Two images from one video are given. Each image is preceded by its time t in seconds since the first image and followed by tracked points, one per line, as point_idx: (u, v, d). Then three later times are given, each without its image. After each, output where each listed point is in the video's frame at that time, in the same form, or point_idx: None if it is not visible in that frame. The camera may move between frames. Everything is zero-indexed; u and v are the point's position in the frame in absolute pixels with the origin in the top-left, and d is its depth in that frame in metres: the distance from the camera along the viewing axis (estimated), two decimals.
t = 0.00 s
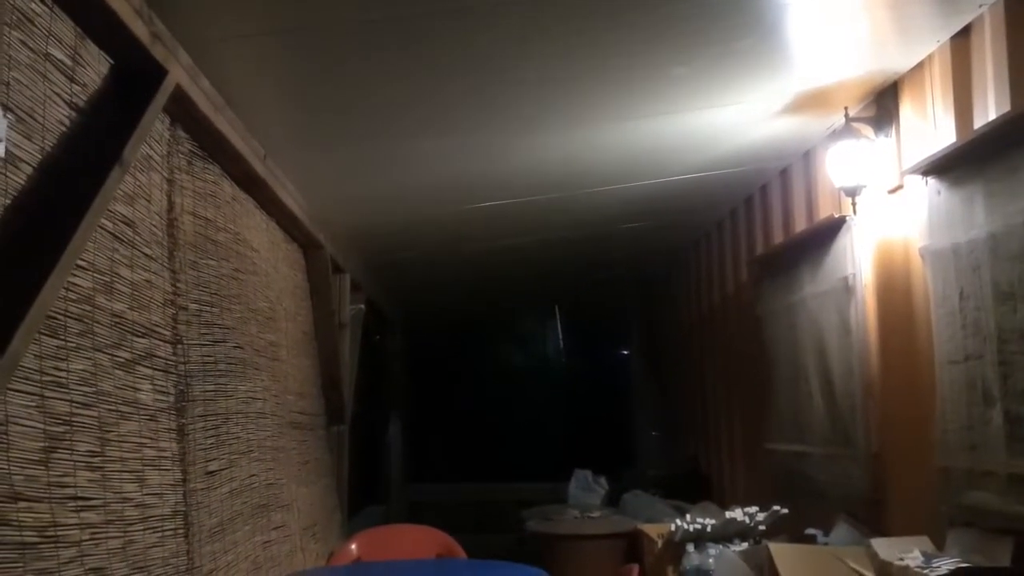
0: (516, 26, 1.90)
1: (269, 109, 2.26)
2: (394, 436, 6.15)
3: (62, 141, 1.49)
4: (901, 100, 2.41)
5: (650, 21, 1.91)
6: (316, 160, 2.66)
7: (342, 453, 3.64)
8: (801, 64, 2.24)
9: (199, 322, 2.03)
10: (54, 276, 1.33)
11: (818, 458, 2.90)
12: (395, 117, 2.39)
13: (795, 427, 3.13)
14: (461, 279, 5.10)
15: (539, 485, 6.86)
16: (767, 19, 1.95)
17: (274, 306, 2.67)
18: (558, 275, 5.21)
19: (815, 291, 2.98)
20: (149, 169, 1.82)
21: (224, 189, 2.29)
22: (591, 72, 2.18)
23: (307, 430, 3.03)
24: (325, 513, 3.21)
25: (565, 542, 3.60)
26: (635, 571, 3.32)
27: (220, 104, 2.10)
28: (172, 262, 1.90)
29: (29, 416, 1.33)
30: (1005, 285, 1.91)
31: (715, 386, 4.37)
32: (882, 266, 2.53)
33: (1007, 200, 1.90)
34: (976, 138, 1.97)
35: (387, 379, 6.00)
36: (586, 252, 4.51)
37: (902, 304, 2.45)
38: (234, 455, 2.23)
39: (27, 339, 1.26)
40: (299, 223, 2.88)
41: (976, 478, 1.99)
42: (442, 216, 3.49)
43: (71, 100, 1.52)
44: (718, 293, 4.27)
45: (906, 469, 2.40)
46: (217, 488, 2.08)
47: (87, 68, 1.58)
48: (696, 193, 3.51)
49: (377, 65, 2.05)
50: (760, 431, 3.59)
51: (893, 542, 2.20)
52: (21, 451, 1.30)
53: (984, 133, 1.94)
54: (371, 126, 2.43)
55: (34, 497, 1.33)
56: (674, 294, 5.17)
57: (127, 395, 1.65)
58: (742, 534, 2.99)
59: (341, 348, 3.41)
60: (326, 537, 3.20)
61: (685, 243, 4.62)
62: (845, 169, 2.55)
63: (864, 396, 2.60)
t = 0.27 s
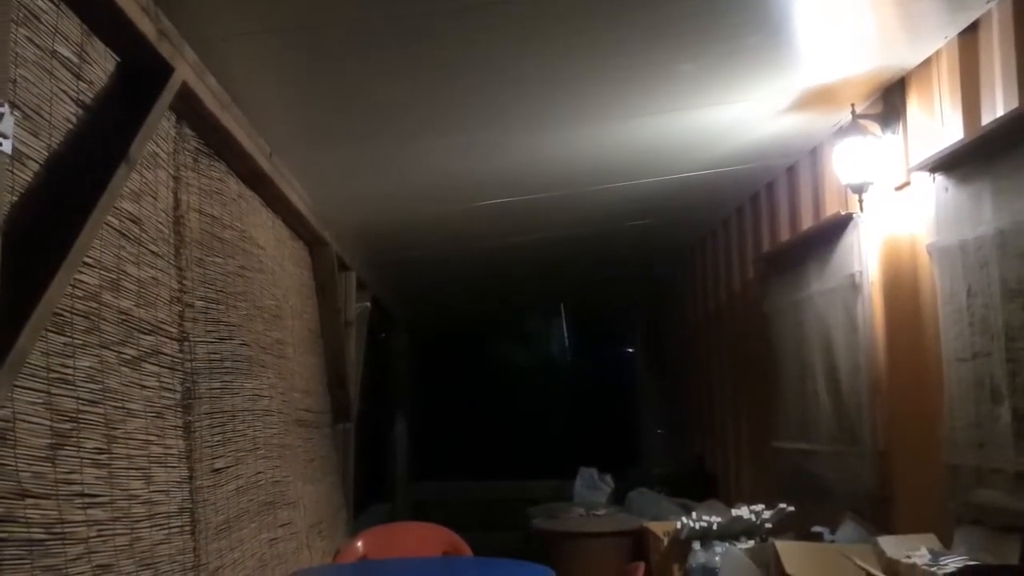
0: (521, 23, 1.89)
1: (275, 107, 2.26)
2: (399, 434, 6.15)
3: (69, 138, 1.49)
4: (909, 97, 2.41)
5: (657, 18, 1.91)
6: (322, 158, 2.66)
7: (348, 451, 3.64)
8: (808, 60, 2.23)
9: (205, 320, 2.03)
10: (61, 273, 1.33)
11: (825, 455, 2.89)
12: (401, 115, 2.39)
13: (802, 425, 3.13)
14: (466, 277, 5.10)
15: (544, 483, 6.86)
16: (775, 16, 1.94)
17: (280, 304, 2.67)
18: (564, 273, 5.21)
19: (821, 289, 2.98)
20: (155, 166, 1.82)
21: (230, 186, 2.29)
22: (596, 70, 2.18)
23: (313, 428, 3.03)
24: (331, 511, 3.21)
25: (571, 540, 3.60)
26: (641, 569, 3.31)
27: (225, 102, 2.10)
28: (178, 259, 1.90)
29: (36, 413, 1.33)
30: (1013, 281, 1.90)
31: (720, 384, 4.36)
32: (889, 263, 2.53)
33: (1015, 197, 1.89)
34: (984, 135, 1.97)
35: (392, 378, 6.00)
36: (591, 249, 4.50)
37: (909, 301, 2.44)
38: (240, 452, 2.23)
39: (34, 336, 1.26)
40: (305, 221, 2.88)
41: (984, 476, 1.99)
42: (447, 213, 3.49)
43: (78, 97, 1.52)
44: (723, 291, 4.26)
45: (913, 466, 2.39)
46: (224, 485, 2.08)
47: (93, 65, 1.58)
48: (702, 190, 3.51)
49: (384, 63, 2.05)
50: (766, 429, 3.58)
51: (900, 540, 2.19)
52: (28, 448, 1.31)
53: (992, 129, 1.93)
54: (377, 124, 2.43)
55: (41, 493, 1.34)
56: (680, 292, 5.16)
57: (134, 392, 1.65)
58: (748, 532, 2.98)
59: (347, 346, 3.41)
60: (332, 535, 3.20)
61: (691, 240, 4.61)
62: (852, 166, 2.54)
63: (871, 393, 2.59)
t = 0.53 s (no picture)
0: (532, 22, 1.89)
1: (286, 106, 2.26)
2: (410, 433, 6.16)
3: (83, 139, 1.50)
4: (922, 95, 2.39)
5: (669, 16, 1.91)
6: (333, 157, 2.67)
7: (359, 449, 3.65)
8: (820, 58, 2.22)
9: (218, 319, 2.04)
10: (76, 272, 1.34)
11: (837, 454, 2.88)
12: (412, 114, 2.39)
13: (814, 424, 3.12)
14: (477, 276, 5.10)
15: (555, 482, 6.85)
16: (787, 13, 1.94)
17: (292, 303, 2.68)
18: (575, 271, 5.21)
19: (834, 287, 2.97)
20: (168, 166, 1.82)
21: (242, 186, 2.30)
22: (607, 68, 2.17)
23: (324, 426, 3.04)
24: (342, 509, 3.22)
25: (582, 538, 3.60)
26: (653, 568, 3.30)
27: (238, 101, 2.10)
28: (191, 258, 1.91)
29: (51, 412, 1.34)
30: None
31: (732, 383, 4.35)
32: (903, 262, 2.51)
33: None
34: (998, 132, 1.96)
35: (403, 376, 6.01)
36: (602, 248, 4.50)
37: (922, 300, 2.43)
38: (253, 451, 2.23)
39: (49, 335, 1.27)
40: (316, 220, 2.89)
41: (998, 476, 1.98)
42: (459, 212, 3.49)
43: (92, 98, 1.53)
44: (735, 289, 4.25)
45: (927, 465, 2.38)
46: (236, 484, 2.09)
47: (107, 65, 1.59)
48: (713, 188, 3.50)
49: (395, 62, 2.05)
50: (778, 428, 3.57)
51: (914, 540, 2.18)
52: (43, 446, 1.31)
53: (1006, 127, 1.92)
54: (389, 122, 2.43)
55: (56, 492, 1.34)
56: (691, 290, 5.15)
57: (148, 391, 1.66)
58: (760, 532, 2.96)
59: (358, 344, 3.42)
60: (344, 533, 3.21)
61: (702, 239, 4.60)
62: (865, 164, 2.53)
63: (884, 392, 2.58)
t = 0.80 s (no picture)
0: (539, 19, 1.89)
1: (295, 106, 2.27)
2: (420, 432, 6.17)
3: (93, 138, 1.50)
4: (932, 92, 2.38)
5: (678, 13, 1.90)
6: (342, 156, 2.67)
7: (370, 448, 3.65)
8: (830, 55, 2.21)
9: (228, 318, 2.04)
10: (85, 272, 1.34)
11: (848, 453, 2.87)
12: (420, 112, 2.39)
13: (825, 422, 3.11)
14: (486, 275, 5.10)
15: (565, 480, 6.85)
16: (795, 11, 1.93)
17: (302, 303, 2.69)
18: (584, 270, 5.20)
19: (844, 285, 2.95)
20: (178, 166, 1.83)
21: (252, 185, 2.30)
22: (615, 66, 2.17)
23: (335, 425, 3.04)
24: (353, 508, 3.22)
25: (592, 537, 3.59)
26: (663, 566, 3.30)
27: (246, 101, 2.10)
28: (201, 258, 1.91)
29: (62, 411, 1.34)
30: None
31: (742, 381, 4.34)
32: (913, 259, 2.50)
33: None
34: (1009, 129, 1.95)
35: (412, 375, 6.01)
36: (611, 246, 4.49)
37: (933, 297, 2.42)
38: (263, 449, 2.24)
39: (59, 334, 1.27)
40: (326, 219, 2.89)
41: (1010, 474, 1.97)
42: (468, 211, 3.49)
43: (102, 97, 1.53)
44: (745, 287, 4.24)
45: (939, 464, 2.37)
46: (247, 483, 2.10)
47: (117, 65, 1.59)
48: (723, 186, 3.48)
49: (404, 61, 2.05)
50: (789, 426, 3.56)
51: (925, 538, 2.17)
52: (54, 446, 1.32)
53: (1017, 124, 1.91)
54: (398, 121, 2.43)
55: (67, 490, 1.35)
56: (701, 289, 5.14)
57: (158, 390, 1.66)
58: (771, 530, 2.95)
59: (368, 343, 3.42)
60: (354, 532, 3.21)
61: (712, 237, 4.59)
62: (875, 162, 2.52)
63: (895, 391, 2.57)
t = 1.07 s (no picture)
0: (550, 17, 1.88)
1: (306, 105, 2.27)
2: (431, 430, 6.18)
3: (106, 138, 1.51)
4: (945, 88, 2.37)
5: (689, 10, 1.89)
6: (353, 156, 2.67)
7: (381, 447, 3.66)
8: (842, 52, 2.21)
9: (240, 317, 2.04)
10: (99, 271, 1.35)
11: (860, 451, 2.86)
12: (431, 111, 2.39)
13: (837, 421, 3.09)
14: (496, 273, 5.10)
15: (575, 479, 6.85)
16: (806, 8, 1.92)
17: (314, 302, 2.69)
18: (594, 268, 5.19)
19: (856, 283, 2.94)
20: (190, 165, 1.83)
21: (263, 185, 2.31)
22: (626, 65, 2.17)
23: (346, 424, 3.05)
24: (365, 507, 3.22)
25: (604, 536, 3.59)
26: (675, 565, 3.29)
27: (258, 100, 2.11)
28: (213, 257, 1.91)
29: (76, 410, 1.35)
30: None
31: (754, 380, 4.33)
32: (926, 257, 2.49)
33: None
34: None
35: (423, 374, 6.02)
36: (622, 245, 4.48)
37: (947, 296, 2.41)
38: (275, 448, 2.24)
39: (73, 333, 1.28)
40: (337, 218, 2.90)
41: None
42: (478, 210, 3.49)
43: (114, 97, 1.54)
44: (756, 285, 4.23)
45: (952, 462, 2.36)
46: (259, 481, 2.10)
47: (129, 65, 1.60)
48: (734, 184, 3.47)
49: (414, 60, 2.05)
50: (801, 425, 3.55)
51: (940, 537, 2.16)
52: (68, 445, 1.32)
53: None
54: (409, 120, 2.43)
55: (81, 489, 1.35)
56: (712, 287, 5.13)
57: (171, 389, 1.67)
58: (783, 529, 2.96)
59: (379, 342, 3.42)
60: (366, 531, 3.22)
61: (723, 235, 4.58)
62: (887, 159, 2.51)
63: (908, 389, 2.56)
